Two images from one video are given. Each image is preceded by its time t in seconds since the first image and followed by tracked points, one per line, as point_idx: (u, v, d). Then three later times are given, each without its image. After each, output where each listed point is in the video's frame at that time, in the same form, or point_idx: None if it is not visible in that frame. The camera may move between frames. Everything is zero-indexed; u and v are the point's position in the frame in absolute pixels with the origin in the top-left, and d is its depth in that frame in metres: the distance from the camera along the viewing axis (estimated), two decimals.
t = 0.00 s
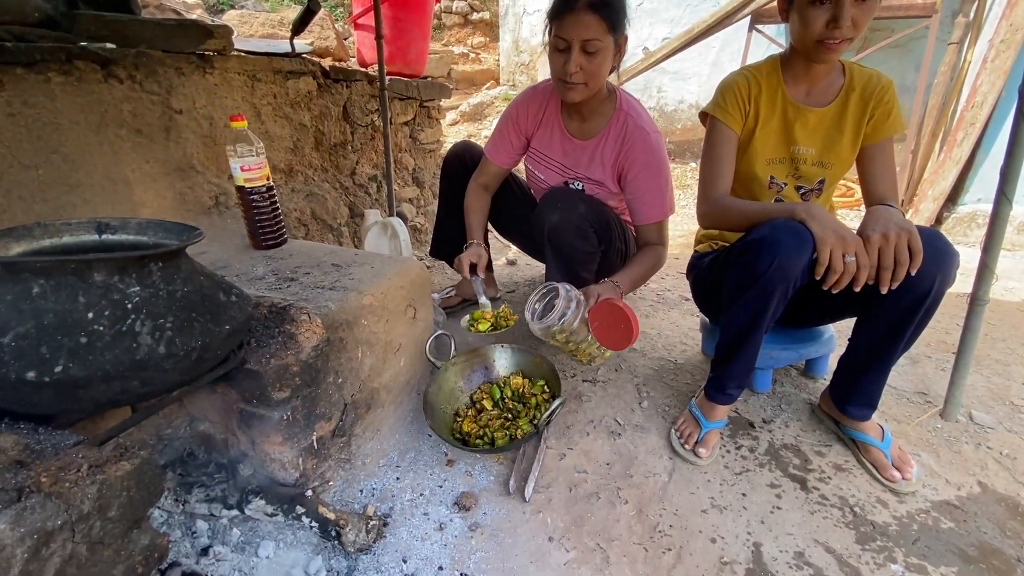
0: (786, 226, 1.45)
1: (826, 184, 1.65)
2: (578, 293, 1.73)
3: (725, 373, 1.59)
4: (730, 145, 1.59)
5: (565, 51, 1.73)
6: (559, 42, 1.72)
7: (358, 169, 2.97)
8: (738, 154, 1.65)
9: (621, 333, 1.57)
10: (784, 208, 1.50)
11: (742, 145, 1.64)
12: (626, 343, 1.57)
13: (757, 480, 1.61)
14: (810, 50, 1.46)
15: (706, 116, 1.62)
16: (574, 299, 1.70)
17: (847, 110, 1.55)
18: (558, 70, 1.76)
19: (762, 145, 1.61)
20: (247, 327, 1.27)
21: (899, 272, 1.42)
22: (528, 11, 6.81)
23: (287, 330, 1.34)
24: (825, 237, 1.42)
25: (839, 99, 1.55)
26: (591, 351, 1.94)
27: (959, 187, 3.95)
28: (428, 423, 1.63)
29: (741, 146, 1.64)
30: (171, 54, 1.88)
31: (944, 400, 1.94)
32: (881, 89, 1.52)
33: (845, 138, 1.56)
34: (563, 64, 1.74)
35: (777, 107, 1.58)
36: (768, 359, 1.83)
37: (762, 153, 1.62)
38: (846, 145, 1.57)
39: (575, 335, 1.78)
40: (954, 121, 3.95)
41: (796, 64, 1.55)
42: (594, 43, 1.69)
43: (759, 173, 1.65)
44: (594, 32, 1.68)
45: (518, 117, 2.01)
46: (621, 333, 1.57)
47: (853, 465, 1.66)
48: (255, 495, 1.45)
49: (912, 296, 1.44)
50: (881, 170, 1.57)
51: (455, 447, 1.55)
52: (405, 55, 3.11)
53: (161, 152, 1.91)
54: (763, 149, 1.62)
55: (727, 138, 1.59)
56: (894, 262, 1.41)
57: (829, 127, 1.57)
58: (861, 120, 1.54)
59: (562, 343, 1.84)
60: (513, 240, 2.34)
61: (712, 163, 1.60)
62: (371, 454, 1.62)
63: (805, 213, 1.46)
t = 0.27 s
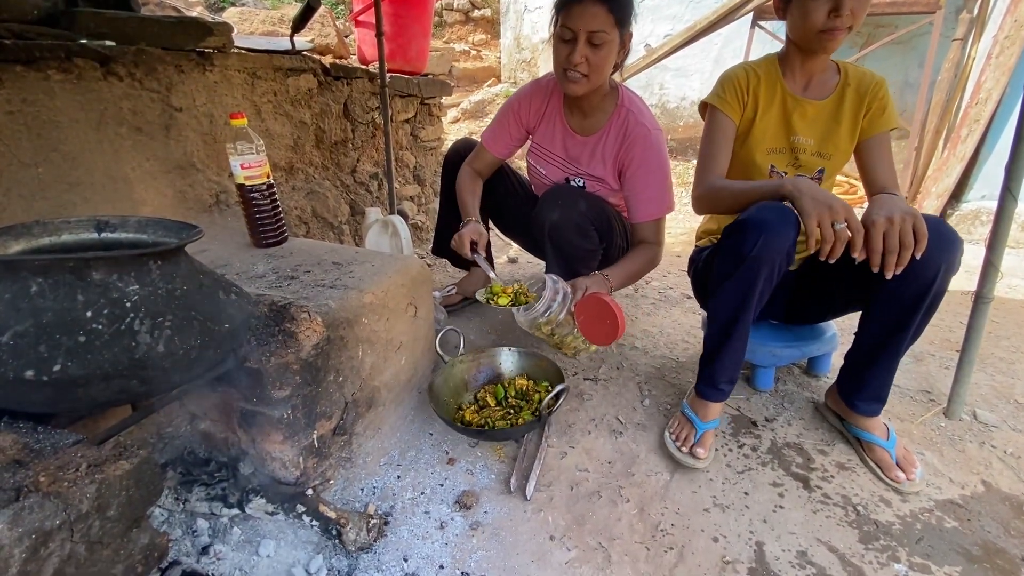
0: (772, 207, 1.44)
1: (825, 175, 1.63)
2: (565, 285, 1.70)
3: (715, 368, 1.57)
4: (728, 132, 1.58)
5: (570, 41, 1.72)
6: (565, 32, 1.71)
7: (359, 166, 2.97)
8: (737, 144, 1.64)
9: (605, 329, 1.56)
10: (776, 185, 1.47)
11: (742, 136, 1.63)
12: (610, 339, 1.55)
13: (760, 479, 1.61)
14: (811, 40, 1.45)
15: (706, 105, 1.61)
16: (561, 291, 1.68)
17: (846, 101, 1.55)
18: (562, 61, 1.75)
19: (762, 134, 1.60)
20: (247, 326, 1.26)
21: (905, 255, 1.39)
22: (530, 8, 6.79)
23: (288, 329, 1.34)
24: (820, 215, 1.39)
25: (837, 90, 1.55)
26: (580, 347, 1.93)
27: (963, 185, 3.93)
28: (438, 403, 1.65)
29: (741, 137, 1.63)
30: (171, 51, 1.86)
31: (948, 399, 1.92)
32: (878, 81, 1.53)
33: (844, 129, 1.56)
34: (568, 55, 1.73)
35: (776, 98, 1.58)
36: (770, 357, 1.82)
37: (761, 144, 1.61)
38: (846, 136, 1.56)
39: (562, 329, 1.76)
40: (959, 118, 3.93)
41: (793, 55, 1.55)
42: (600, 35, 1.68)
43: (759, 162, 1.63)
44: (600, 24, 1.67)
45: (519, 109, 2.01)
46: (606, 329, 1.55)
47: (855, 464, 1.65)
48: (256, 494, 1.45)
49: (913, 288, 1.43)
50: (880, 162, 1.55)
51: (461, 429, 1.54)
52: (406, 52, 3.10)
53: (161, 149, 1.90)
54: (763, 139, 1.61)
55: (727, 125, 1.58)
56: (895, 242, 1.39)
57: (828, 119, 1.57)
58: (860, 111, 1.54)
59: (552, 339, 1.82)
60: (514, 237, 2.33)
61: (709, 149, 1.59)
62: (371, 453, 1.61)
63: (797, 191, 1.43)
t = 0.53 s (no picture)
0: (769, 221, 1.46)
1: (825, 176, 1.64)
2: (559, 279, 1.72)
3: (707, 383, 1.54)
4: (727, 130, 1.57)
5: (570, 41, 1.72)
6: (565, 32, 1.71)
7: (360, 167, 2.97)
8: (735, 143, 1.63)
9: (600, 322, 1.57)
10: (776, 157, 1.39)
11: (739, 136, 1.62)
12: (606, 333, 1.56)
13: (762, 480, 1.60)
14: (812, 33, 1.44)
15: (702, 105, 1.59)
16: (555, 284, 1.71)
17: (843, 98, 1.55)
18: (562, 62, 1.75)
19: (760, 133, 1.59)
20: (248, 326, 1.26)
21: (887, 236, 1.31)
22: (530, 9, 6.80)
23: (288, 329, 1.34)
24: (829, 176, 1.29)
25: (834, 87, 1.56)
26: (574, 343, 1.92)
27: (965, 184, 3.90)
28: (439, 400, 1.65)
29: (737, 137, 1.63)
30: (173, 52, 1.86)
31: (952, 399, 1.92)
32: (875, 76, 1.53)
33: (843, 126, 1.55)
34: (568, 55, 1.72)
35: (772, 97, 1.58)
36: (772, 357, 1.82)
37: (761, 142, 1.60)
38: (845, 133, 1.56)
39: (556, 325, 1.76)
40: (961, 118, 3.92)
41: (789, 53, 1.55)
42: (599, 35, 1.68)
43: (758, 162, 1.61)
44: (600, 24, 1.67)
45: (519, 110, 2.01)
46: (601, 321, 1.56)
47: (859, 465, 1.64)
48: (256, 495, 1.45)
49: (918, 280, 1.37)
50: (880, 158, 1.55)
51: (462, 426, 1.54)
52: (408, 53, 3.10)
53: (162, 150, 1.90)
54: (761, 139, 1.60)
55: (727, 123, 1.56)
56: (898, 219, 1.30)
57: (825, 116, 1.57)
58: (857, 107, 1.54)
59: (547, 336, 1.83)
60: (514, 236, 2.32)
61: (710, 145, 1.56)
62: (373, 454, 1.61)
63: (801, 155, 1.34)
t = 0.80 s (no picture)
0: (763, 223, 1.45)
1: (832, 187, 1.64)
2: (557, 281, 1.74)
3: (705, 389, 1.53)
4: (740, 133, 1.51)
5: (567, 46, 1.72)
6: (561, 37, 1.72)
7: (360, 171, 2.97)
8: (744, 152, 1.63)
9: (597, 323, 1.54)
10: (818, 178, 1.25)
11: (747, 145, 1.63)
12: (603, 333, 1.53)
13: (763, 484, 1.59)
14: (824, 32, 1.41)
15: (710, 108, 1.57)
16: (552, 285, 1.72)
17: (852, 103, 1.53)
18: (559, 67, 1.76)
19: (767, 142, 1.60)
20: (248, 329, 1.25)
21: (955, 279, 1.21)
22: (531, 13, 6.82)
23: (288, 333, 1.33)
24: (889, 214, 1.17)
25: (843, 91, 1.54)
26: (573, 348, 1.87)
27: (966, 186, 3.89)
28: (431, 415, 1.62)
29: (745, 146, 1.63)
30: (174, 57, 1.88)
31: (954, 402, 1.91)
32: (887, 77, 1.50)
33: (851, 132, 1.55)
34: (564, 59, 1.73)
35: (780, 103, 1.57)
36: (773, 360, 1.82)
37: (767, 151, 1.60)
38: (852, 140, 1.56)
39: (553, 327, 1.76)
40: (961, 120, 3.91)
41: (798, 57, 1.53)
42: (596, 39, 1.68)
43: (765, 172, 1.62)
44: (597, 29, 1.68)
45: (518, 115, 2.01)
46: (598, 322, 1.53)
47: (861, 469, 1.63)
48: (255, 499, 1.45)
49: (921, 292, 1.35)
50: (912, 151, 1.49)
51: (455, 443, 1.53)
52: (408, 58, 3.12)
53: (163, 155, 1.91)
54: (768, 148, 1.60)
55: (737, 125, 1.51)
56: (968, 263, 1.19)
57: (832, 122, 1.56)
58: (869, 110, 1.52)
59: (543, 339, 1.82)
60: (511, 238, 2.33)
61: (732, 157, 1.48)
62: (372, 458, 1.61)
63: (853, 184, 1.20)
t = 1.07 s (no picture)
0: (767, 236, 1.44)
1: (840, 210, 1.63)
2: (567, 288, 1.78)
3: (705, 398, 1.53)
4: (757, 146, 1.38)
5: (564, 58, 1.73)
6: (558, 49, 1.73)
7: (361, 179, 2.98)
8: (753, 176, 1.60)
9: (607, 331, 1.56)
10: (845, 276, 1.10)
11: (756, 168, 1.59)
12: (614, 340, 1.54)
13: (763, 492, 1.59)
14: (838, 50, 1.34)
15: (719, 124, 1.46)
16: (562, 292, 1.76)
17: (864, 123, 1.49)
18: (557, 78, 1.77)
19: (777, 165, 1.56)
20: (246, 338, 1.25)
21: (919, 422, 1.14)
22: (530, 21, 6.86)
23: (287, 341, 1.33)
24: (869, 367, 1.05)
25: (855, 109, 1.49)
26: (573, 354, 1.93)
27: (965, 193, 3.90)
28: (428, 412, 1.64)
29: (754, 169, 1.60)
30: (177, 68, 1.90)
31: (954, 410, 1.90)
32: (902, 94, 1.44)
33: (862, 153, 1.52)
34: (563, 70, 1.74)
35: (790, 125, 1.52)
36: (773, 368, 1.81)
37: (777, 175, 1.57)
38: (862, 162, 1.53)
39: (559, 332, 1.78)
40: (960, 127, 3.92)
41: (810, 75, 1.46)
42: (593, 49, 1.69)
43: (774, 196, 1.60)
44: (594, 40, 1.69)
45: (517, 123, 2.02)
46: (609, 330, 1.55)
47: (861, 478, 1.62)
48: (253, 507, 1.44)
49: (923, 304, 1.34)
50: (943, 156, 1.38)
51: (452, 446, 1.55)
52: (408, 67, 3.14)
53: (164, 163, 1.91)
54: (778, 171, 1.57)
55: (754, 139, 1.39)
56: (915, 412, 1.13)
57: (842, 142, 1.53)
58: (882, 130, 1.48)
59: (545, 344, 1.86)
60: (509, 245, 2.34)
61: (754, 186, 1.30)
62: (371, 466, 1.61)
63: (861, 308, 1.06)
